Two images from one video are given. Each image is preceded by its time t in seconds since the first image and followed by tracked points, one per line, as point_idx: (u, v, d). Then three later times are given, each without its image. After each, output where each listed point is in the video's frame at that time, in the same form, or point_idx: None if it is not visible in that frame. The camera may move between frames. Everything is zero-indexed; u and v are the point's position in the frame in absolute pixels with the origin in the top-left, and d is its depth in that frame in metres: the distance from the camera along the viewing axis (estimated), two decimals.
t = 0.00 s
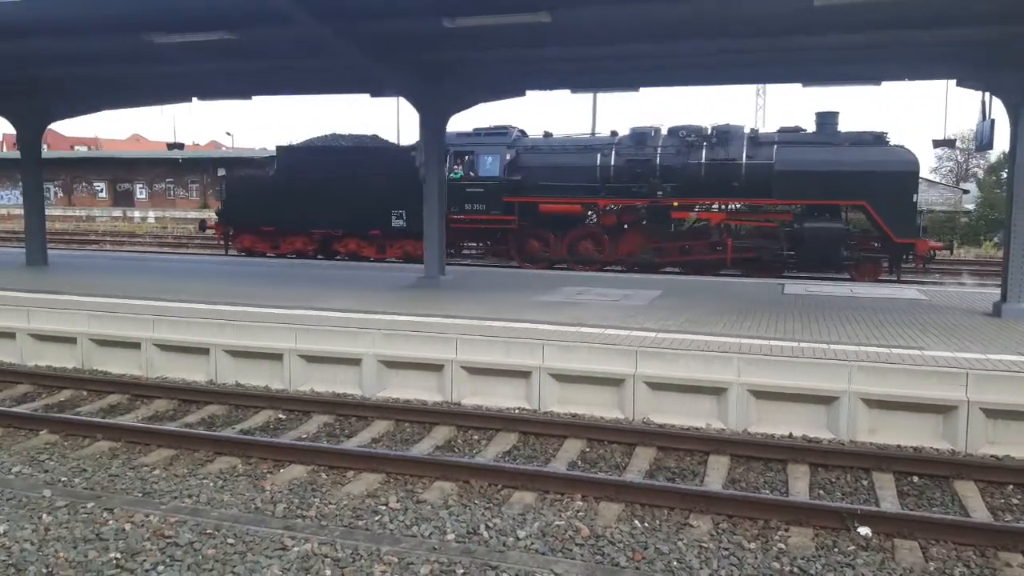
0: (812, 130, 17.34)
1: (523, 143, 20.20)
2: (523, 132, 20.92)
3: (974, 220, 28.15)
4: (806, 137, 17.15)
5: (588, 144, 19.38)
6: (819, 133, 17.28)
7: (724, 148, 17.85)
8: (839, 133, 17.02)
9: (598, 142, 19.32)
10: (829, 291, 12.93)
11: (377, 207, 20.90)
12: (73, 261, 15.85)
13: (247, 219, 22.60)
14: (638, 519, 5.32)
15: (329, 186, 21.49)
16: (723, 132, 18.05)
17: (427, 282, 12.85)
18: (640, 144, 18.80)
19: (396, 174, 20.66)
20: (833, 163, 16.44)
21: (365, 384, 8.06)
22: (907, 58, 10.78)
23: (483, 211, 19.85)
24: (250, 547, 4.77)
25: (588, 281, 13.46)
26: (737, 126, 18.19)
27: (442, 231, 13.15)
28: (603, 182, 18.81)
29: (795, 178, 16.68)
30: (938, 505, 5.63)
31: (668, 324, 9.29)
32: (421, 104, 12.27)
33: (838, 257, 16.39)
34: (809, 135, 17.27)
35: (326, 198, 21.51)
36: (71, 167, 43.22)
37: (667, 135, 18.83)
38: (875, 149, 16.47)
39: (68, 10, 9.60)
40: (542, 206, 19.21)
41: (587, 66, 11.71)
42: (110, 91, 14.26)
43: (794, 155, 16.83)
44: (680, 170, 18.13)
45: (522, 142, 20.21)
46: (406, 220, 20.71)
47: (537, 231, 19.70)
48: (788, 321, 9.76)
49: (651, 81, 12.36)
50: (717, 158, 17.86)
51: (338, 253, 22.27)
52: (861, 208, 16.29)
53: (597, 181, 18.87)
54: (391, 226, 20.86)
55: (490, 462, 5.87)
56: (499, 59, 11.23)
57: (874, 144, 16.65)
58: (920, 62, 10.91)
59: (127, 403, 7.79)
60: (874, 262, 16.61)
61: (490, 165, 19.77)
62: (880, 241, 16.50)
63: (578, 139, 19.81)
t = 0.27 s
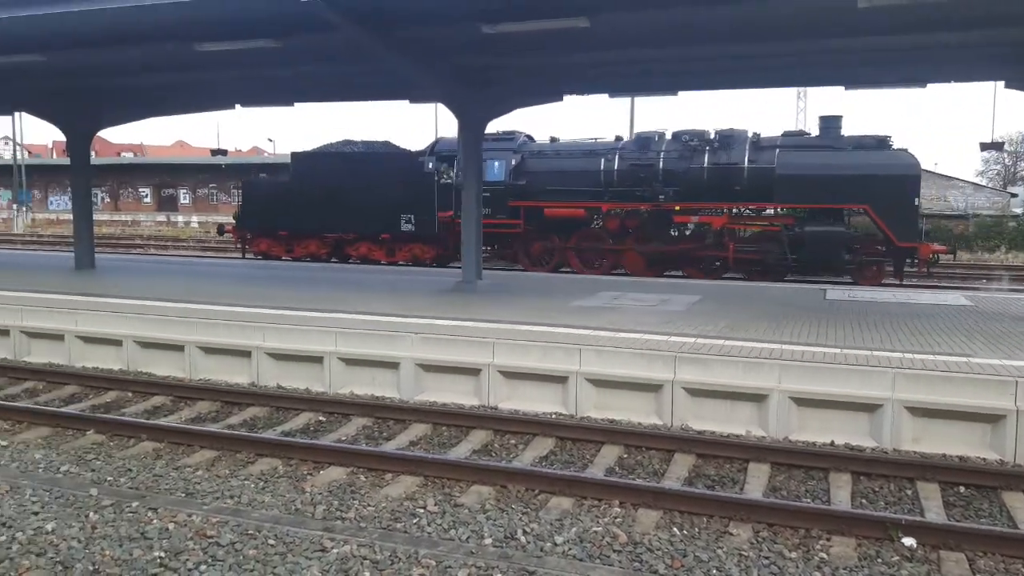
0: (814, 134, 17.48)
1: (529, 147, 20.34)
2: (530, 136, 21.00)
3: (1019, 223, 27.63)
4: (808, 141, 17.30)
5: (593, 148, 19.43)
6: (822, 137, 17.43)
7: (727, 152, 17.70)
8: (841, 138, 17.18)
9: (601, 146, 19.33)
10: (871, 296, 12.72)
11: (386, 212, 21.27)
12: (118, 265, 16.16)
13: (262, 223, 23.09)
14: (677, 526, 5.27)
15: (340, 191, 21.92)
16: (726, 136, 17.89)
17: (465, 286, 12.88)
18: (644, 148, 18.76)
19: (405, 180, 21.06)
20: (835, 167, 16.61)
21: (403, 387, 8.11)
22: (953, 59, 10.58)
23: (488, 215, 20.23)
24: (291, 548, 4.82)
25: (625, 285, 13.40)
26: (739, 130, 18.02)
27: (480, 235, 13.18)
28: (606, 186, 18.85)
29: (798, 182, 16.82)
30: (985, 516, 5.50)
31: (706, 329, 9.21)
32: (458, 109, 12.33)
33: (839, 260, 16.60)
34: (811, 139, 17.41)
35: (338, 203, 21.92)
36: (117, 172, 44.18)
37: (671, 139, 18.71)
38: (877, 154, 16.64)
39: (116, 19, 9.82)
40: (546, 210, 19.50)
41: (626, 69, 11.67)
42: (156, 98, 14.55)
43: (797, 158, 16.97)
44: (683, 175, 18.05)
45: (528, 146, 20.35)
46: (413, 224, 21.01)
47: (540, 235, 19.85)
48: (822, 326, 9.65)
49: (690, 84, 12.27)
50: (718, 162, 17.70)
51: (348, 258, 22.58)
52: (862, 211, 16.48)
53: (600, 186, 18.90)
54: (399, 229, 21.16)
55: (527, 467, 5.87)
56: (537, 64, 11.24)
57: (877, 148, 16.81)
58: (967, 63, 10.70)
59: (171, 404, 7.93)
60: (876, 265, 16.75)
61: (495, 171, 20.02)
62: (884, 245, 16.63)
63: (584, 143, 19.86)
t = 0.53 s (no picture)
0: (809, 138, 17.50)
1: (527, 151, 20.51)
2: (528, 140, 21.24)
3: None
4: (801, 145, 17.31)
5: (589, 152, 19.48)
6: (815, 142, 17.45)
7: (721, 156, 17.68)
8: (834, 142, 17.17)
9: (598, 150, 19.43)
10: (905, 303, 12.53)
11: (388, 214, 21.41)
12: (152, 267, 16.37)
13: (270, 225, 23.33)
14: (708, 533, 5.22)
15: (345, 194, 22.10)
16: (720, 140, 17.80)
17: (493, 289, 12.87)
18: (639, 152, 18.83)
19: (407, 182, 21.22)
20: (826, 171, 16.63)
21: (432, 390, 8.12)
22: (991, 62, 10.40)
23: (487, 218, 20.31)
24: (321, 548, 4.84)
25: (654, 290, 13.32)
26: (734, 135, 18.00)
27: (509, 238, 13.18)
28: (602, 190, 18.94)
29: (789, 185, 16.87)
30: None
31: (737, 335, 9.12)
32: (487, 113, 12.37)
33: (830, 264, 16.46)
34: (804, 143, 17.42)
35: (342, 204, 22.12)
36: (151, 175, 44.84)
37: (667, 143, 18.78)
38: (868, 157, 16.59)
39: (152, 24, 9.97)
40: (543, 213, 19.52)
41: (657, 72, 11.62)
42: (191, 102, 14.75)
43: (788, 162, 17.01)
44: (677, 179, 18.10)
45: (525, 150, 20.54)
46: (414, 226, 21.14)
47: (538, 238, 19.84)
48: (846, 332, 9.56)
49: (722, 87, 12.18)
50: (712, 167, 17.70)
51: (353, 259, 22.75)
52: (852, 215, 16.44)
53: (597, 190, 19.00)
54: (400, 232, 21.29)
55: (556, 472, 5.84)
56: (568, 67, 11.22)
57: (868, 152, 16.76)
58: (1005, 66, 10.52)
59: (203, 404, 8.00)
60: (868, 269, 16.51)
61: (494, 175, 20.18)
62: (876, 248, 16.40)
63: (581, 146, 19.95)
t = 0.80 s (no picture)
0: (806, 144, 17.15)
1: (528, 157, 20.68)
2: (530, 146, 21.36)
3: None
4: (797, 152, 16.99)
5: (589, 158, 19.41)
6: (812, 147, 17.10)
7: (717, 163, 17.74)
8: (830, 148, 16.84)
9: (597, 156, 19.35)
10: (941, 312, 12.31)
11: (393, 218, 21.74)
12: (187, 270, 16.60)
13: (281, 229, 23.66)
14: (739, 543, 5.16)
15: (353, 198, 22.45)
16: (716, 148, 17.92)
17: (523, 295, 12.84)
18: (638, 159, 18.81)
19: (412, 188, 21.56)
20: (822, 179, 16.36)
21: (461, 394, 8.13)
22: None
23: (488, 223, 20.53)
24: (352, 550, 4.87)
25: (684, 297, 13.23)
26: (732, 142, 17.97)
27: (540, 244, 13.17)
28: (601, 197, 18.91)
29: (785, 193, 16.62)
30: None
31: (769, 343, 9.03)
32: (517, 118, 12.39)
33: (824, 271, 16.48)
34: (801, 149, 17.10)
35: (351, 209, 22.46)
36: (188, 179, 45.50)
37: (665, 150, 18.77)
38: (863, 165, 16.28)
39: (188, 31, 10.14)
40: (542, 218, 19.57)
41: (690, 78, 11.57)
42: (227, 108, 14.97)
43: (784, 169, 16.74)
44: (674, 186, 18.10)
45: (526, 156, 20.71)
46: (418, 230, 21.48)
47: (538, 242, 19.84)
48: (872, 341, 9.43)
49: (755, 93, 12.09)
50: (707, 173, 17.78)
51: (360, 262, 23.06)
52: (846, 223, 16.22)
53: (595, 196, 18.97)
54: (405, 236, 21.61)
55: (585, 478, 5.82)
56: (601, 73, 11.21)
57: (863, 159, 16.42)
58: None
59: (236, 406, 8.09)
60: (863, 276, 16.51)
61: (495, 181, 20.42)
62: (871, 255, 16.33)
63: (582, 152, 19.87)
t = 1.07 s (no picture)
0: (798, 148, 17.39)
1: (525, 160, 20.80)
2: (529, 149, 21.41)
3: None
4: (788, 155, 17.25)
5: (584, 162, 19.54)
6: (803, 151, 17.34)
7: (709, 166, 17.72)
8: (820, 151, 17.05)
9: (593, 160, 19.44)
10: (974, 317, 12.11)
11: (396, 221, 22.05)
12: (216, 272, 16.75)
13: (287, 231, 24.00)
14: (767, 549, 5.11)
15: (357, 201, 22.79)
16: (708, 151, 17.90)
17: (548, 298, 12.82)
18: (631, 162, 18.84)
19: (414, 191, 21.88)
20: (811, 181, 16.58)
21: (487, 397, 8.14)
22: None
23: (484, 225, 20.60)
24: (378, 552, 4.88)
25: (710, 300, 13.14)
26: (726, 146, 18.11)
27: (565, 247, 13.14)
28: (595, 200, 18.98)
29: (776, 194, 16.83)
30: None
31: (798, 348, 8.94)
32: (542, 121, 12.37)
33: (812, 274, 16.52)
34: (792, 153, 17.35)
35: (354, 211, 22.79)
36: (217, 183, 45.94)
37: (659, 153, 18.77)
38: (852, 168, 16.48)
39: (216, 36, 10.25)
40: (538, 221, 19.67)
41: (718, 81, 11.50)
42: (256, 112, 15.11)
43: (773, 171, 17.00)
44: (666, 189, 18.12)
45: (524, 160, 20.82)
46: (418, 233, 21.75)
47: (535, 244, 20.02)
48: (894, 345, 9.33)
49: (784, 95, 11.99)
50: (698, 176, 17.78)
51: (361, 264, 23.34)
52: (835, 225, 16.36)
53: (590, 199, 19.05)
54: (405, 238, 21.90)
55: (612, 482, 5.79)
56: (628, 76, 11.19)
57: (852, 162, 16.63)
58: None
59: (264, 407, 8.15)
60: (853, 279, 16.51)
61: (490, 184, 20.56)
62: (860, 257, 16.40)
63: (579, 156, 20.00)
